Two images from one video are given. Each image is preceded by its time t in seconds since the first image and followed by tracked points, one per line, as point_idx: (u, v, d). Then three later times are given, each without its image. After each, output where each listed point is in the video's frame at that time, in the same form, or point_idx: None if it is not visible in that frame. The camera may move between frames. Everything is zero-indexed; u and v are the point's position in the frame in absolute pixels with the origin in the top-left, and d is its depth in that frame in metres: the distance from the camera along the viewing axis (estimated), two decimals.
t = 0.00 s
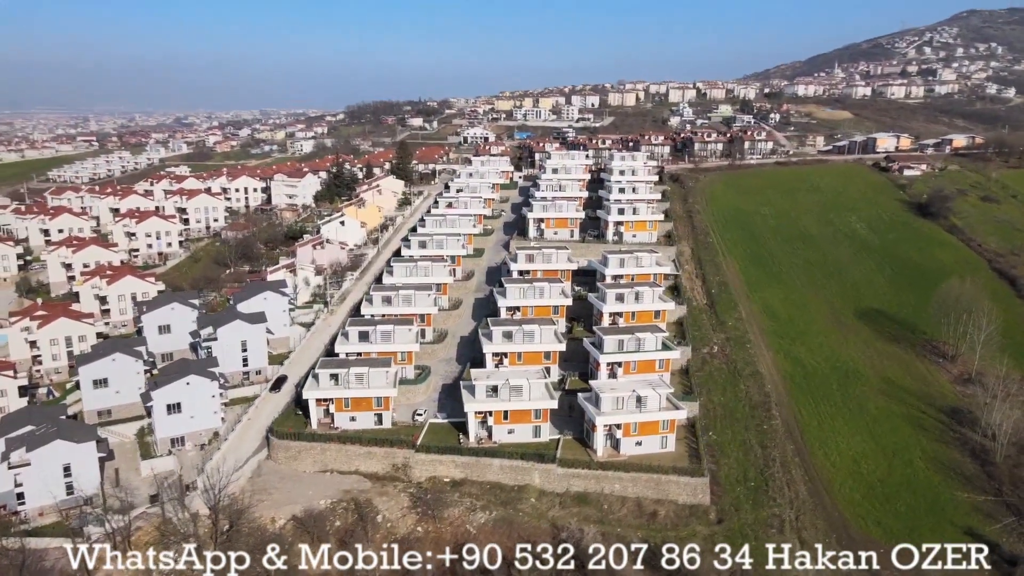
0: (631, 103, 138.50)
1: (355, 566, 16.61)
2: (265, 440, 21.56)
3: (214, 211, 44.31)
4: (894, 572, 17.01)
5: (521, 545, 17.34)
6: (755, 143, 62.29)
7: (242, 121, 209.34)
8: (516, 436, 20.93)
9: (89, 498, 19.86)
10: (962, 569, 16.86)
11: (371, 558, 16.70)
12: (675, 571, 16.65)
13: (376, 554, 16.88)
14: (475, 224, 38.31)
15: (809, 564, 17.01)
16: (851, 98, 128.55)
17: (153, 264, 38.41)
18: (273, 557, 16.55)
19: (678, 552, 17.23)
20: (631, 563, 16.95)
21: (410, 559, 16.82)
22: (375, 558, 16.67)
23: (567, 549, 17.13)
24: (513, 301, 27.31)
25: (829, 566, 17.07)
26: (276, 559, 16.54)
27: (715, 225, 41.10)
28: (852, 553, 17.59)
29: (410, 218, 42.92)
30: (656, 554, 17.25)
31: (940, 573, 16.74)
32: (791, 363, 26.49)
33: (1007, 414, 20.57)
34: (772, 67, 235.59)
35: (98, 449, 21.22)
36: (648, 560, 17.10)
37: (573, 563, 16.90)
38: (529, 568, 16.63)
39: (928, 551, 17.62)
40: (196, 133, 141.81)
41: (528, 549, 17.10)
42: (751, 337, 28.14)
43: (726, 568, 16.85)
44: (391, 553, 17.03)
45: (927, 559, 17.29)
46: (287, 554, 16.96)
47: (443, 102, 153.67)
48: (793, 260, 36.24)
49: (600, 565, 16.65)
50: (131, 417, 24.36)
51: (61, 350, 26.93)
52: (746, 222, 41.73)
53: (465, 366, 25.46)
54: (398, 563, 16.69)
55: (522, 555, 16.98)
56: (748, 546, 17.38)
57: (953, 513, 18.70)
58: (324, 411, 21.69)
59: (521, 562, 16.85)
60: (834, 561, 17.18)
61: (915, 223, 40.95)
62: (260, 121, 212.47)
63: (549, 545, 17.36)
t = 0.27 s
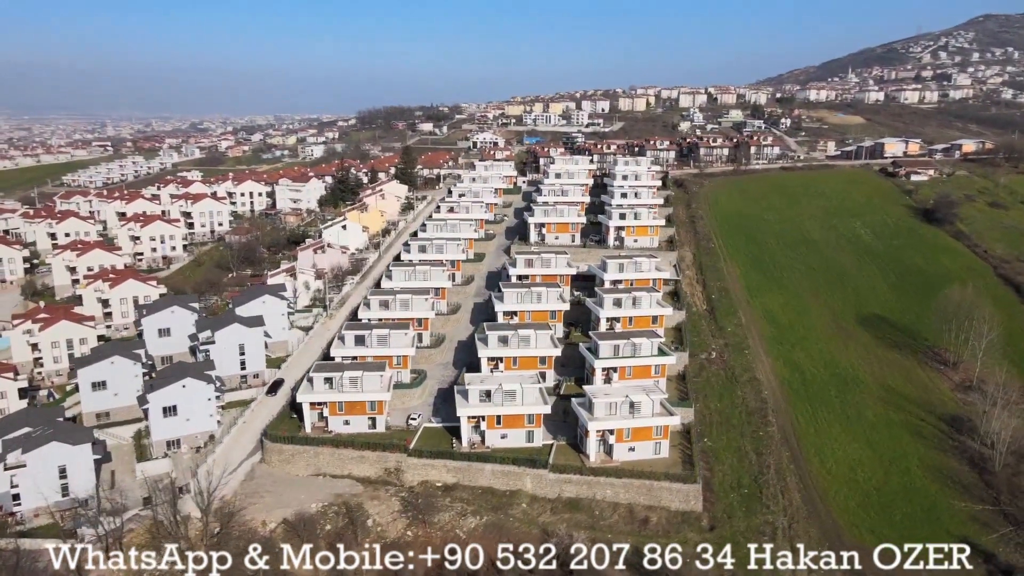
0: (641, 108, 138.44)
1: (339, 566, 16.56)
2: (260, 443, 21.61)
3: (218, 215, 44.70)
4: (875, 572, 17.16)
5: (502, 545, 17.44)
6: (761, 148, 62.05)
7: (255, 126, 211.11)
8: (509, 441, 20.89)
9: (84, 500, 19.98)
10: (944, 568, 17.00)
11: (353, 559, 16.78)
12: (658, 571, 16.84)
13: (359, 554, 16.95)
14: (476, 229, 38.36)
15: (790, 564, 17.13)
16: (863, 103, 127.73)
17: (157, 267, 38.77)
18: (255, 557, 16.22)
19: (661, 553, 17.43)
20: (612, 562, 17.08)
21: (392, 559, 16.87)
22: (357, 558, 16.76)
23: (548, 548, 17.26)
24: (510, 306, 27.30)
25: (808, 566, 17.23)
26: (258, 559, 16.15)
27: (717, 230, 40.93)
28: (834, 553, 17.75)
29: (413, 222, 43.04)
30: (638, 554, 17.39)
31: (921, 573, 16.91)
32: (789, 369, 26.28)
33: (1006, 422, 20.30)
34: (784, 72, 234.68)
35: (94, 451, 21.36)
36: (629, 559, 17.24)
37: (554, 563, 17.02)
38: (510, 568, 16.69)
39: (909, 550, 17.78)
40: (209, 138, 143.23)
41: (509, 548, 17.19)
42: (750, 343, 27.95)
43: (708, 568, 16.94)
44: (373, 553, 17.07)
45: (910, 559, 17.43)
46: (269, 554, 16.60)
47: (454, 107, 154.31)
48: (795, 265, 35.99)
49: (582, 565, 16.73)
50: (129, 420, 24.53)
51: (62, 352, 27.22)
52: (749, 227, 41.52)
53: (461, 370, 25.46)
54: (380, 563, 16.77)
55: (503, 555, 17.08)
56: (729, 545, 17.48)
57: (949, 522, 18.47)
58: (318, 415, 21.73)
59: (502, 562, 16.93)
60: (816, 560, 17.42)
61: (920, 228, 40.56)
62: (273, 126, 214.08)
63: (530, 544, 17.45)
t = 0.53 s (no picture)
0: (652, 111, 138.12)
1: (321, 566, 16.51)
2: (254, 444, 21.71)
3: (223, 217, 45.06)
4: (860, 572, 17.13)
5: (485, 545, 17.43)
6: (768, 151, 61.72)
7: (269, 129, 212.63)
8: (502, 443, 20.85)
9: (80, 499, 20.11)
10: (926, 568, 17.03)
11: (337, 558, 16.73)
12: (641, 571, 16.81)
13: (341, 554, 16.84)
14: (477, 231, 38.40)
15: (773, 564, 17.15)
16: (876, 105, 126.67)
17: (162, 269, 39.12)
18: (238, 557, 16.39)
19: (644, 553, 17.44)
20: (595, 562, 17.09)
21: (375, 559, 16.76)
22: (341, 559, 16.70)
23: (531, 549, 17.27)
24: (508, 308, 27.28)
25: (793, 566, 17.11)
26: (241, 559, 16.32)
27: (720, 233, 40.73)
28: (818, 553, 17.62)
29: (416, 224, 43.15)
30: (620, 554, 17.36)
31: (903, 573, 16.95)
32: (788, 373, 26.10)
33: (1004, 427, 20.05)
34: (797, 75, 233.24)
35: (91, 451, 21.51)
36: (613, 560, 17.21)
37: (536, 563, 17.02)
38: (491, 568, 16.67)
39: (892, 551, 17.78)
40: (222, 140, 144.41)
41: (492, 549, 17.18)
42: (749, 347, 27.78)
43: (689, 567, 16.99)
44: (356, 553, 16.95)
45: (892, 559, 17.47)
46: (252, 554, 16.68)
47: (465, 110, 154.66)
48: (798, 268, 35.73)
49: (564, 565, 16.72)
50: (128, 420, 24.71)
51: (63, 352, 27.50)
52: (753, 230, 41.30)
53: (457, 373, 25.46)
54: (364, 563, 16.65)
55: (486, 555, 17.03)
56: (711, 544, 17.54)
57: (945, 529, 18.25)
58: (312, 416, 21.80)
59: (485, 562, 16.87)
60: (799, 560, 17.28)
61: (926, 231, 40.15)
62: (286, 129, 215.45)
63: (514, 544, 17.47)
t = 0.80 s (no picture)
0: (662, 113, 137.70)
1: (304, 567, 16.49)
2: (249, 444, 21.82)
3: (228, 218, 45.41)
4: (842, 572, 17.05)
5: (469, 546, 17.36)
6: (775, 153, 61.36)
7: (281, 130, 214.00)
8: (495, 445, 20.85)
9: (76, 498, 20.24)
10: (910, 568, 17.03)
11: (319, 558, 16.71)
12: (623, 570, 16.84)
13: (323, 554, 16.83)
14: (478, 233, 38.42)
15: (755, 564, 17.06)
16: (889, 106, 125.56)
17: (166, 269, 39.47)
18: (220, 557, 16.28)
19: (627, 553, 17.51)
20: (579, 563, 16.95)
21: (358, 560, 16.73)
22: (323, 559, 16.67)
23: (514, 549, 17.27)
24: (505, 310, 27.26)
25: (775, 566, 17.07)
26: (224, 558, 16.29)
27: (723, 235, 40.54)
28: (801, 553, 17.58)
29: (418, 226, 43.25)
30: (603, 554, 17.39)
31: (887, 573, 16.92)
32: (786, 376, 25.90)
33: (1002, 432, 19.80)
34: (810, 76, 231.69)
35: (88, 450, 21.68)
36: (594, 560, 17.17)
37: (517, 562, 17.01)
38: (474, 569, 16.59)
39: (875, 551, 17.80)
40: (235, 142, 145.51)
41: (475, 548, 17.11)
42: (747, 350, 27.59)
43: (672, 568, 17.03)
44: (338, 553, 16.89)
45: (875, 559, 17.45)
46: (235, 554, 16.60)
47: (475, 112, 154.91)
48: (800, 271, 35.48)
49: (547, 565, 16.64)
50: (127, 419, 24.90)
51: (65, 352, 27.78)
52: (756, 232, 41.06)
53: (453, 374, 25.47)
54: (346, 563, 16.59)
55: (469, 555, 16.99)
56: (694, 545, 17.60)
57: (940, 536, 18.03)
58: (307, 417, 21.89)
59: (467, 562, 16.83)
60: (782, 560, 17.24)
61: (932, 234, 39.73)
62: (298, 130, 216.64)
63: (497, 545, 17.40)
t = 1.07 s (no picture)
0: (673, 114, 137.23)
1: (287, 566, 16.55)
2: (244, 444, 21.91)
3: (232, 218, 45.74)
4: (825, 572, 17.02)
5: (452, 546, 17.38)
6: (782, 154, 60.96)
7: (296, 131, 215.47)
8: (488, 446, 20.82)
9: (73, 496, 20.37)
10: (892, 568, 17.08)
11: (303, 558, 16.77)
12: (606, 570, 16.75)
13: (306, 554, 16.91)
14: (480, 234, 38.43)
15: (739, 564, 17.07)
16: (902, 107, 124.35)
17: (170, 269, 39.80)
18: (204, 557, 16.20)
19: (610, 553, 17.38)
20: (561, 562, 16.99)
21: (341, 560, 16.87)
22: (307, 558, 16.74)
23: (497, 549, 17.30)
24: (503, 311, 27.21)
25: (758, 566, 17.06)
26: (207, 558, 16.19)
27: (726, 237, 40.33)
28: (783, 553, 17.54)
29: (421, 227, 43.34)
30: (587, 554, 17.27)
31: (869, 573, 16.96)
32: (784, 379, 25.71)
33: (1000, 437, 19.56)
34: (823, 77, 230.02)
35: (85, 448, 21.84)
36: (579, 560, 17.10)
37: (500, 562, 17.10)
38: (458, 568, 16.61)
39: (858, 550, 17.80)
40: (247, 143, 146.55)
41: (458, 549, 17.13)
42: (746, 352, 27.41)
43: (656, 568, 17.01)
44: (322, 553, 16.98)
45: (858, 559, 17.46)
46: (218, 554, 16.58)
47: (486, 113, 155.04)
48: (802, 273, 35.22)
49: (530, 565, 16.68)
50: (126, 418, 25.08)
51: (67, 351, 28.05)
52: (759, 234, 40.81)
53: (449, 375, 25.47)
54: (329, 563, 16.69)
55: (452, 555, 17.00)
56: (677, 545, 17.58)
57: (935, 541, 17.82)
58: (302, 417, 21.97)
59: (451, 563, 16.83)
60: (765, 560, 17.21)
61: (938, 236, 39.31)
62: (312, 130, 217.45)
63: (480, 545, 17.45)
